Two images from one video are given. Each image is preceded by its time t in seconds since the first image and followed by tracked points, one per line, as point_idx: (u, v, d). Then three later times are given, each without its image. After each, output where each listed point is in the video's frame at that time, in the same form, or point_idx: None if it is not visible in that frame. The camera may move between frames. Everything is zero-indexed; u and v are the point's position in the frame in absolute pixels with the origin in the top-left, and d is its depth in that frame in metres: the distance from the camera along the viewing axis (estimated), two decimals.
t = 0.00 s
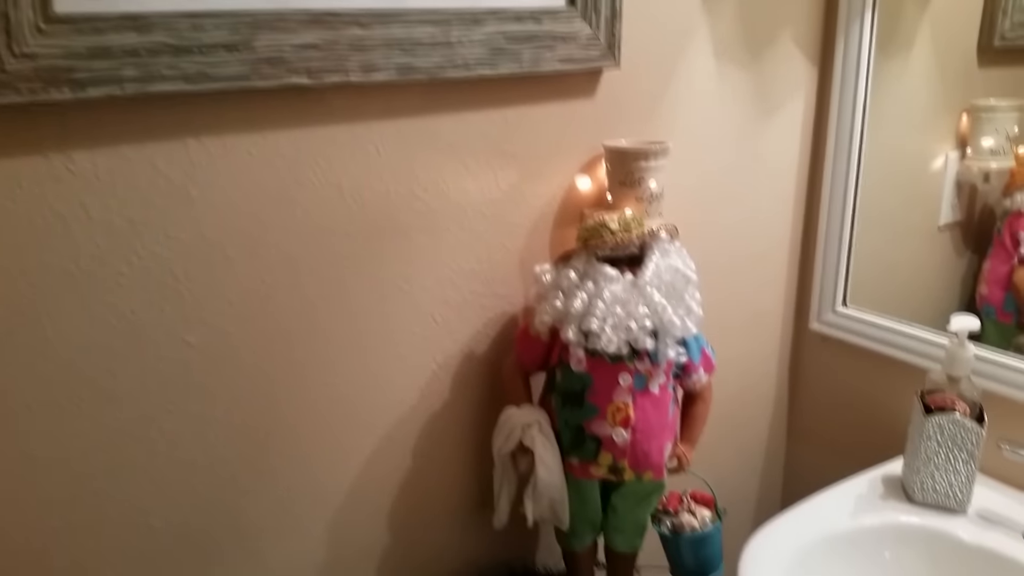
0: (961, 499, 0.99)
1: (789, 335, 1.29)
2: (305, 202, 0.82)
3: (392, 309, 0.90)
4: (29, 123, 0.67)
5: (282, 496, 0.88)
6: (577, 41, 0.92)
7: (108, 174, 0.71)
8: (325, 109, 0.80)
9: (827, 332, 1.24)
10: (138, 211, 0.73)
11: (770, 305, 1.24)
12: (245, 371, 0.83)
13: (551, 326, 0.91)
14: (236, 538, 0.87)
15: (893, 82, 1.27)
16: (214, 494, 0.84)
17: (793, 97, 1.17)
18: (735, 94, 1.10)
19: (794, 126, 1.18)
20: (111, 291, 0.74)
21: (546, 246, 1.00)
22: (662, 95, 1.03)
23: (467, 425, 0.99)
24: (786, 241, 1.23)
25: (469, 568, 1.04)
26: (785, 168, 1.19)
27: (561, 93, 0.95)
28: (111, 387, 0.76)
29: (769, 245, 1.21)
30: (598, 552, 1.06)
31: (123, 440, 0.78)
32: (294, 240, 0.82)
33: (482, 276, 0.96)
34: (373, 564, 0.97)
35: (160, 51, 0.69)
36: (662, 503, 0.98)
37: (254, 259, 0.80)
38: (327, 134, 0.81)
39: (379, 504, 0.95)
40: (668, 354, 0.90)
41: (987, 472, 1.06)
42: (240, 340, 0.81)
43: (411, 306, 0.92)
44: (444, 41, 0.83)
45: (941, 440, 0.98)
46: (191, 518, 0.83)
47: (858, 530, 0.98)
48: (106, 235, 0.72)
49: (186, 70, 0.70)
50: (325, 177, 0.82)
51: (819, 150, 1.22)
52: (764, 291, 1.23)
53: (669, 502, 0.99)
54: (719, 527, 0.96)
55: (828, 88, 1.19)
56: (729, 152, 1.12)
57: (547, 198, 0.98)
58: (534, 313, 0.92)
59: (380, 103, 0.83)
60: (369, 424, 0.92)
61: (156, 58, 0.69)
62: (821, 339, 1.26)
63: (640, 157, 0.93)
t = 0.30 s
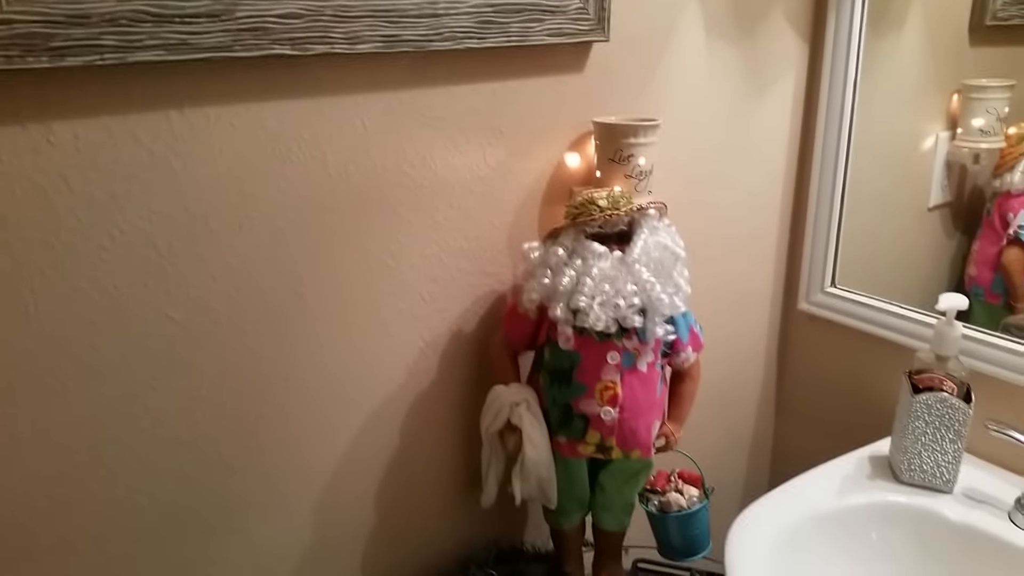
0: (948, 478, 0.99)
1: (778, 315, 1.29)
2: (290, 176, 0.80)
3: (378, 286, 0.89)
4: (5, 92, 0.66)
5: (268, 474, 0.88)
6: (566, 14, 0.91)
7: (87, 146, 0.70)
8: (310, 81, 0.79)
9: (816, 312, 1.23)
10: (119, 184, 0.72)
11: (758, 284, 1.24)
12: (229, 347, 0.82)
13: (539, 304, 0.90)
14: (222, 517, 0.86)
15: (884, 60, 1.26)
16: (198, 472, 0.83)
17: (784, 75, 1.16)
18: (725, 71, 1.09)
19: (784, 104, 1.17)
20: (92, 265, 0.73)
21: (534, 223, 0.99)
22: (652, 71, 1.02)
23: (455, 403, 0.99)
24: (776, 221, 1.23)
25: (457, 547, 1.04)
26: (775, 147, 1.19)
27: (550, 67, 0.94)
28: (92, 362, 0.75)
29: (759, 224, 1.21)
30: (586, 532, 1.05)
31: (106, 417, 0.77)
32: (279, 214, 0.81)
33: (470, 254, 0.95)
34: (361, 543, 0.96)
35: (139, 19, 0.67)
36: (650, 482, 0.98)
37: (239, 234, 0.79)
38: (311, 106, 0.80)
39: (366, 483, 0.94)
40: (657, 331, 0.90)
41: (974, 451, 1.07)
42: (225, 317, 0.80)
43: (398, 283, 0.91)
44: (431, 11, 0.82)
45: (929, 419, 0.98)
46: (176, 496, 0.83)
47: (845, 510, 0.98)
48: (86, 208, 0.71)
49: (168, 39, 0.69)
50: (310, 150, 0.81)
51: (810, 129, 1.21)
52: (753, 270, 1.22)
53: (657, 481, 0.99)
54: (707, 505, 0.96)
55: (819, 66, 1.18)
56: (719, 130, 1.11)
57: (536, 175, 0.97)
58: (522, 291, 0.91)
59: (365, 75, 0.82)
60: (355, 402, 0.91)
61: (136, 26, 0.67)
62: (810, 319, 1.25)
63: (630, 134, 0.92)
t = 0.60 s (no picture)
0: (930, 459, 1.01)
1: (766, 300, 1.30)
2: (284, 157, 0.81)
3: (371, 267, 0.90)
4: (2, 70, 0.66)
5: (261, 452, 0.89)
6: None
7: (83, 124, 0.70)
8: (304, 62, 0.80)
9: (803, 297, 1.25)
10: (115, 162, 0.73)
11: (747, 269, 1.25)
12: (224, 326, 0.82)
13: (530, 285, 0.91)
14: (217, 495, 0.87)
15: (873, 48, 1.27)
16: (193, 450, 0.84)
17: (774, 61, 1.17)
18: (716, 57, 1.10)
19: (774, 90, 1.19)
20: (88, 243, 0.73)
21: (526, 206, 1.00)
22: (643, 56, 1.03)
23: (447, 383, 1.00)
24: (764, 206, 1.24)
25: (448, 526, 1.05)
26: (764, 133, 1.20)
27: (541, 51, 0.95)
28: (87, 340, 0.75)
29: (748, 209, 1.22)
30: (574, 511, 1.07)
31: (102, 395, 0.77)
32: (272, 195, 0.81)
33: (463, 235, 0.96)
34: (354, 522, 0.98)
35: None
36: (638, 462, 0.99)
37: (234, 214, 0.80)
38: (305, 87, 0.80)
39: (358, 461, 0.96)
40: (646, 313, 0.91)
41: (956, 434, 1.08)
42: (219, 296, 0.81)
43: (391, 265, 0.91)
44: None
45: (912, 401, 0.99)
46: (171, 474, 0.84)
47: (830, 489, 1.00)
48: (81, 186, 0.72)
49: (162, 19, 0.69)
50: (304, 131, 0.82)
51: (799, 115, 1.23)
52: (741, 255, 1.24)
53: (644, 461, 1.00)
54: (694, 485, 0.97)
55: (809, 53, 1.19)
56: (710, 115, 1.12)
57: (528, 158, 0.98)
58: (513, 273, 0.93)
59: (359, 56, 0.83)
60: (348, 381, 0.92)
61: (131, 5, 0.68)
62: (797, 303, 1.27)
63: (621, 118, 0.93)
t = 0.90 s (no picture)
0: (901, 431, 1.04)
1: (744, 281, 1.33)
2: (276, 137, 0.83)
3: (360, 245, 0.92)
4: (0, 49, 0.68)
5: (254, 427, 0.91)
6: None
7: (78, 103, 0.72)
8: (294, 44, 0.82)
9: (779, 277, 1.28)
10: (110, 141, 0.74)
11: (725, 250, 1.28)
12: (217, 302, 0.84)
13: (516, 263, 0.94)
14: (211, 469, 0.89)
15: (848, 35, 1.30)
16: (187, 424, 0.86)
17: (751, 46, 1.20)
18: (695, 41, 1.13)
19: (751, 75, 1.22)
20: (84, 220, 0.75)
21: (511, 187, 1.02)
22: (624, 40, 1.05)
23: (434, 360, 1.02)
24: (742, 189, 1.27)
25: (436, 501, 1.08)
26: (742, 116, 1.23)
27: (525, 35, 0.97)
28: (84, 315, 0.77)
29: (727, 191, 1.25)
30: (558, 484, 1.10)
31: (98, 370, 0.79)
32: (263, 174, 0.83)
33: (449, 216, 0.98)
34: (344, 496, 1.00)
35: None
36: (620, 435, 1.02)
37: (226, 193, 0.82)
38: (295, 68, 0.82)
39: (348, 436, 0.98)
40: (628, 290, 0.94)
41: (926, 408, 1.12)
42: (212, 273, 0.83)
43: (379, 243, 0.94)
44: None
45: (884, 374, 1.03)
46: (166, 448, 0.86)
47: (805, 460, 1.03)
48: (77, 164, 0.73)
49: None
50: (295, 111, 0.83)
51: (775, 99, 1.26)
52: (720, 237, 1.27)
53: (626, 434, 1.03)
54: (674, 456, 1.01)
55: (785, 38, 1.22)
56: (689, 99, 1.15)
57: (513, 140, 1.00)
58: (499, 251, 0.95)
59: (347, 38, 0.85)
60: (338, 358, 0.95)
61: None
62: (773, 284, 1.30)
63: (603, 100, 0.95)
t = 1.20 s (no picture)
0: (881, 405, 1.08)
1: (727, 262, 1.37)
2: (273, 121, 0.85)
3: (354, 227, 0.95)
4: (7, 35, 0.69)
5: (253, 404, 0.93)
6: None
7: (82, 87, 0.74)
8: (290, 30, 0.84)
9: (762, 259, 1.31)
10: (113, 124, 0.76)
11: (709, 233, 1.32)
12: (217, 282, 0.87)
13: (508, 244, 0.97)
14: (212, 445, 0.92)
15: (828, 21, 1.33)
16: (188, 401, 0.88)
17: (733, 33, 1.23)
18: (679, 27, 1.15)
19: (734, 60, 1.25)
20: (88, 201, 0.77)
21: (501, 170, 1.05)
22: (611, 26, 1.08)
23: (428, 340, 1.05)
24: (725, 172, 1.30)
25: (430, 477, 1.11)
26: (725, 101, 1.26)
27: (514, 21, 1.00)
28: (88, 295, 0.79)
29: (711, 174, 1.28)
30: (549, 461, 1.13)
31: (102, 348, 0.81)
32: (261, 157, 0.86)
33: (442, 198, 1.01)
34: (341, 473, 1.03)
35: None
36: (609, 411, 1.05)
37: (225, 175, 0.84)
38: (292, 54, 0.84)
39: (344, 414, 1.00)
40: (617, 268, 0.97)
41: (905, 383, 1.16)
42: (213, 253, 0.85)
43: (374, 225, 0.96)
44: None
45: (863, 349, 1.07)
46: (169, 424, 0.88)
47: (788, 433, 1.07)
48: (81, 147, 0.75)
49: None
50: (291, 95, 0.86)
51: (758, 85, 1.29)
52: (704, 219, 1.30)
53: (615, 410, 1.05)
54: (661, 430, 1.04)
55: (766, 25, 1.25)
56: (673, 83, 1.18)
57: (503, 124, 1.03)
58: (491, 233, 0.98)
59: (342, 24, 0.87)
60: (334, 337, 0.97)
61: None
62: (756, 265, 1.34)
63: (591, 85, 0.97)
